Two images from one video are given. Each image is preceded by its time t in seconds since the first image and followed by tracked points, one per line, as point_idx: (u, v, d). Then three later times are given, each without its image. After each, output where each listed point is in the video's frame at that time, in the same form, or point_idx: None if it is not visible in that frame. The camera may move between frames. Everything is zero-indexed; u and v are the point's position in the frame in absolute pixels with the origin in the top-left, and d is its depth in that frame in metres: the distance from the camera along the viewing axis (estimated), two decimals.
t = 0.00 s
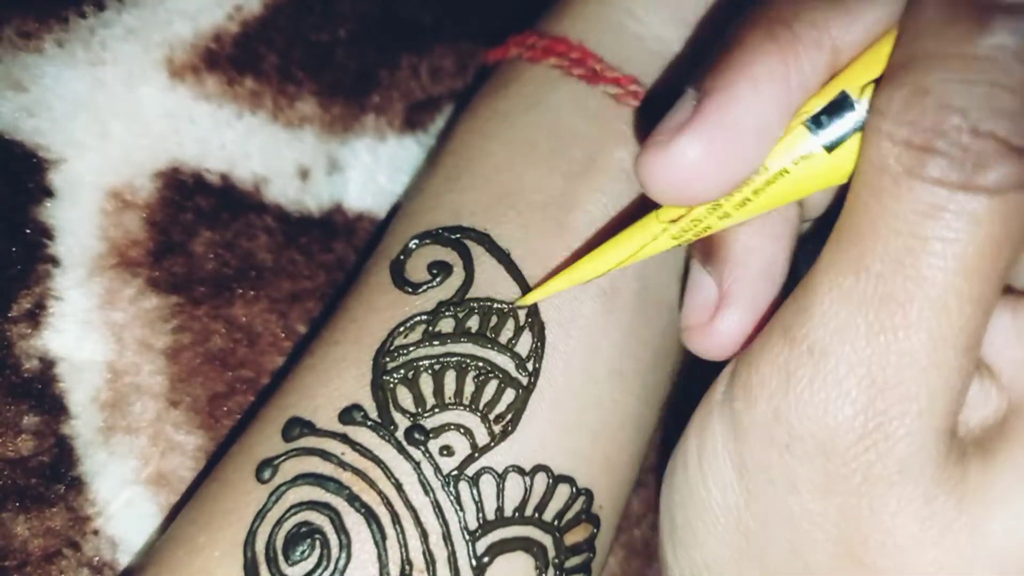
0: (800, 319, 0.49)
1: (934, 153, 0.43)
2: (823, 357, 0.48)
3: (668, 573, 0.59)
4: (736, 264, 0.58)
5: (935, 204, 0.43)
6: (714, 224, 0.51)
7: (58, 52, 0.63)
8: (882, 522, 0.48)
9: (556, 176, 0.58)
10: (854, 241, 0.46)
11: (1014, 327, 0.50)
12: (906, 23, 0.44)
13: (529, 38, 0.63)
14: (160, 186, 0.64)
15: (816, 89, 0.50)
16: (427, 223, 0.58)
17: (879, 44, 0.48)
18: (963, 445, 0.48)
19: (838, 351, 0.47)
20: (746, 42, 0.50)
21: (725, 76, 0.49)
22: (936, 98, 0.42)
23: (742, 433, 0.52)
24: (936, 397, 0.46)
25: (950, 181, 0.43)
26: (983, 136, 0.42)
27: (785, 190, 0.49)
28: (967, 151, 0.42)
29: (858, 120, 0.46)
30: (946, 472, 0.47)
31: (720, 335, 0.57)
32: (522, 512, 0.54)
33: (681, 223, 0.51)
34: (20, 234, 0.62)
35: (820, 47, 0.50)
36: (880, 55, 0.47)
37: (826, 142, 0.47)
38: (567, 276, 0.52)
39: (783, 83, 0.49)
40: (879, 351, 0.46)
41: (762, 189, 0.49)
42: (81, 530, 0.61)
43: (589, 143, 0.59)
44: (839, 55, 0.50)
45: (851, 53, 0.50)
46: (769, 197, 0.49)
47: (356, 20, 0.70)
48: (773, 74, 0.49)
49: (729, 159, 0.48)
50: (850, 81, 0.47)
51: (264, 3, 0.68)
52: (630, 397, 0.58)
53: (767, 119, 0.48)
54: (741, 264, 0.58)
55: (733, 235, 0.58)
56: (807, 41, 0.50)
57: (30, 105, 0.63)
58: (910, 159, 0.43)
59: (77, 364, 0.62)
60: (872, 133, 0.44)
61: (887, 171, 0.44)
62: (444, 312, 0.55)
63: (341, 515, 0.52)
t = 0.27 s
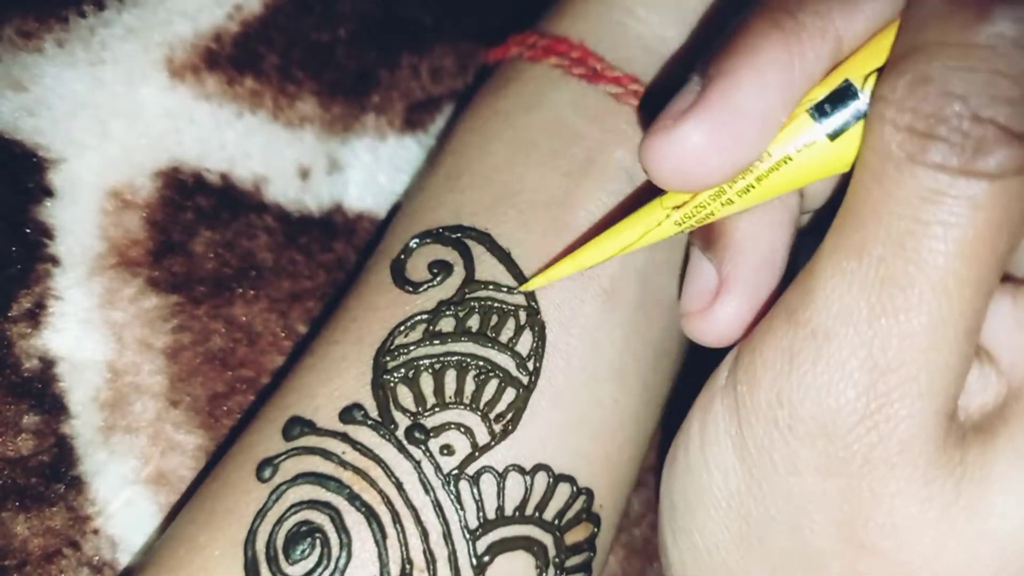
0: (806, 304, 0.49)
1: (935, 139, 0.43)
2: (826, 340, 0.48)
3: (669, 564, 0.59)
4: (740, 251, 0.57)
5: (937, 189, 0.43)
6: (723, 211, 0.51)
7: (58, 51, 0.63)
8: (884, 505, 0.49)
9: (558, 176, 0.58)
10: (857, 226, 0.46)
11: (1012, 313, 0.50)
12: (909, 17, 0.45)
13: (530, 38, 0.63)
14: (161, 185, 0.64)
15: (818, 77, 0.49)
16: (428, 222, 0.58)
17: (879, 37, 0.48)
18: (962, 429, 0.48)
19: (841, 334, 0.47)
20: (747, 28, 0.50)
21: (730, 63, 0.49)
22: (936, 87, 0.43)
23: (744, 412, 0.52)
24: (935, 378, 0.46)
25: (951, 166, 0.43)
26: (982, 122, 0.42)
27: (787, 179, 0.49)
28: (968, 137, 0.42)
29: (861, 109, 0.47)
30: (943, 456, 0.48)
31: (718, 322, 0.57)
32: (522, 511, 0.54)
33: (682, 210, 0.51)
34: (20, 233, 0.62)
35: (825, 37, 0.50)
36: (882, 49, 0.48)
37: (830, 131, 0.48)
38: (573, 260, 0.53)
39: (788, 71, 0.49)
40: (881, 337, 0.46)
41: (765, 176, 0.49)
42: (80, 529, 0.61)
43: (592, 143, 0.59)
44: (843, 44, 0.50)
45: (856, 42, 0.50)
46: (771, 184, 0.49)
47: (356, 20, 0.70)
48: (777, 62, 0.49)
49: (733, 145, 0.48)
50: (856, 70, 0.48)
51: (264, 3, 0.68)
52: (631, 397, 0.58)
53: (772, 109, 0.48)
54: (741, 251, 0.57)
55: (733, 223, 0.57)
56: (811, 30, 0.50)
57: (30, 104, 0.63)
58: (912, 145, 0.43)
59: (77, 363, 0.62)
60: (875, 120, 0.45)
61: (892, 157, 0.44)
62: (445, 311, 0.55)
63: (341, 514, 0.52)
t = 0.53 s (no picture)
0: (763, 252, 0.49)
1: (888, 79, 0.45)
2: (784, 286, 0.48)
3: (641, 518, 0.59)
4: (705, 206, 0.56)
5: (891, 129, 0.44)
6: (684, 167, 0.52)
7: (58, 51, 0.63)
8: (844, 445, 0.48)
9: (558, 174, 0.58)
10: (809, 175, 0.47)
11: (972, 257, 0.49)
12: None
13: (530, 37, 0.63)
14: (161, 184, 0.64)
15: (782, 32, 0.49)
16: (428, 220, 0.58)
17: None
18: (924, 371, 0.48)
19: (800, 280, 0.47)
20: None
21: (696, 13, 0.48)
22: (889, 27, 0.45)
23: (709, 366, 0.52)
24: (894, 318, 0.46)
25: (905, 103, 0.44)
26: (934, 60, 0.44)
27: (747, 133, 0.50)
28: (920, 75, 0.44)
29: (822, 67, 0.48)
30: (906, 395, 0.47)
31: (687, 277, 0.56)
32: (522, 509, 0.54)
33: (650, 165, 0.52)
34: (21, 232, 0.61)
35: None
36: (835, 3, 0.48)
37: (793, 87, 0.49)
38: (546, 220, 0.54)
39: (753, 25, 0.48)
40: (837, 281, 0.46)
41: (730, 131, 0.50)
42: (80, 528, 0.61)
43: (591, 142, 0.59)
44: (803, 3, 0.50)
45: None
46: (735, 139, 0.50)
47: (355, 20, 0.70)
48: (744, 13, 0.48)
49: (708, 98, 0.48)
50: (817, 24, 0.48)
51: (264, 2, 0.68)
52: (631, 395, 0.58)
53: (738, 61, 0.48)
54: (712, 205, 0.56)
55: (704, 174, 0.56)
56: None
57: (31, 103, 0.62)
58: (868, 85, 0.45)
59: (77, 362, 0.62)
60: (828, 65, 0.46)
61: (845, 100, 0.46)
62: (444, 309, 0.55)
63: (341, 512, 0.52)
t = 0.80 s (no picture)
0: (779, 247, 0.49)
1: (912, 71, 0.44)
2: (801, 280, 0.48)
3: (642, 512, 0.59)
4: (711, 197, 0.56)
5: (911, 122, 0.44)
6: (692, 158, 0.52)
7: (58, 51, 0.63)
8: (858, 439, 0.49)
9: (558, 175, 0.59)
10: (829, 166, 0.47)
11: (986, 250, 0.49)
12: None
13: (531, 38, 0.63)
14: (161, 185, 0.64)
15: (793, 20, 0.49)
16: (428, 221, 0.58)
17: None
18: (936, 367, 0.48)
19: (815, 274, 0.48)
20: None
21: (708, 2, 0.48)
22: (912, 18, 0.44)
23: (723, 365, 0.52)
24: (909, 313, 0.46)
25: (927, 98, 0.44)
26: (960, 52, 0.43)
27: (760, 123, 0.50)
28: (943, 69, 0.43)
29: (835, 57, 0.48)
30: (919, 392, 0.47)
31: (685, 266, 0.56)
32: (523, 510, 0.54)
33: (659, 157, 0.52)
34: (21, 233, 0.62)
35: None
36: None
37: (803, 77, 0.49)
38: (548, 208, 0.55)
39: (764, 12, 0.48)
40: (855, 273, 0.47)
41: (739, 123, 0.50)
42: (81, 529, 0.61)
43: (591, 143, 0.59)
44: None
45: None
46: (746, 130, 0.50)
47: (355, 20, 0.70)
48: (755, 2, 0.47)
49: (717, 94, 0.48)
50: (830, 15, 0.49)
51: (264, 2, 0.68)
52: (632, 397, 0.58)
53: (749, 55, 0.48)
54: (713, 195, 0.56)
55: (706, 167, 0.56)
56: None
57: (31, 104, 0.62)
58: (888, 78, 0.44)
59: (77, 363, 0.62)
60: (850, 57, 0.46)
61: (865, 92, 0.45)
62: (445, 311, 0.55)
63: (343, 514, 0.52)
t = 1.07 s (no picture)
0: (690, 207, 0.47)
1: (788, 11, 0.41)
2: (711, 237, 0.46)
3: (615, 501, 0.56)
4: (638, 166, 0.54)
5: (796, 63, 0.41)
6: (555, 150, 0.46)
7: (58, 52, 0.64)
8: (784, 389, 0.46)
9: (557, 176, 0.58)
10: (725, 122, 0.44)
11: (905, 185, 0.47)
12: None
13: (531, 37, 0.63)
14: (161, 186, 0.64)
15: None
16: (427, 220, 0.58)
17: None
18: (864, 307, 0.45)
19: (724, 232, 0.45)
20: None
21: None
22: None
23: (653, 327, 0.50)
24: (823, 256, 0.44)
25: (805, 37, 0.40)
26: None
27: (672, 86, 0.45)
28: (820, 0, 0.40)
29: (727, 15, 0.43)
30: (841, 332, 0.45)
31: (617, 233, 0.54)
32: (523, 511, 0.54)
33: (581, 129, 0.46)
34: (21, 234, 0.61)
35: None
36: None
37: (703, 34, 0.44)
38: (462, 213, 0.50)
39: None
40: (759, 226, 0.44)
41: (651, 85, 0.45)
42: (81, 529, 0.61)
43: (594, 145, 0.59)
44: None
45: None
46: (658, 94, 0.45)
47: (356, 20, 0.70)
48: None
49: (608, 46, 0.44)
50: None
51: (264, 3, 0.68)
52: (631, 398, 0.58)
53: (640, 9, 0.45)
54: (642, 164, 0.54)
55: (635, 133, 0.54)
56: None
57: (31, 104, 0.63)
58: (765, 23, 0.41)
59: (77, 364, 0.62)
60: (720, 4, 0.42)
61: (748, 38, 0.42)
62: (445, 312, 0.55)
63: (342, 516, 0.52)
